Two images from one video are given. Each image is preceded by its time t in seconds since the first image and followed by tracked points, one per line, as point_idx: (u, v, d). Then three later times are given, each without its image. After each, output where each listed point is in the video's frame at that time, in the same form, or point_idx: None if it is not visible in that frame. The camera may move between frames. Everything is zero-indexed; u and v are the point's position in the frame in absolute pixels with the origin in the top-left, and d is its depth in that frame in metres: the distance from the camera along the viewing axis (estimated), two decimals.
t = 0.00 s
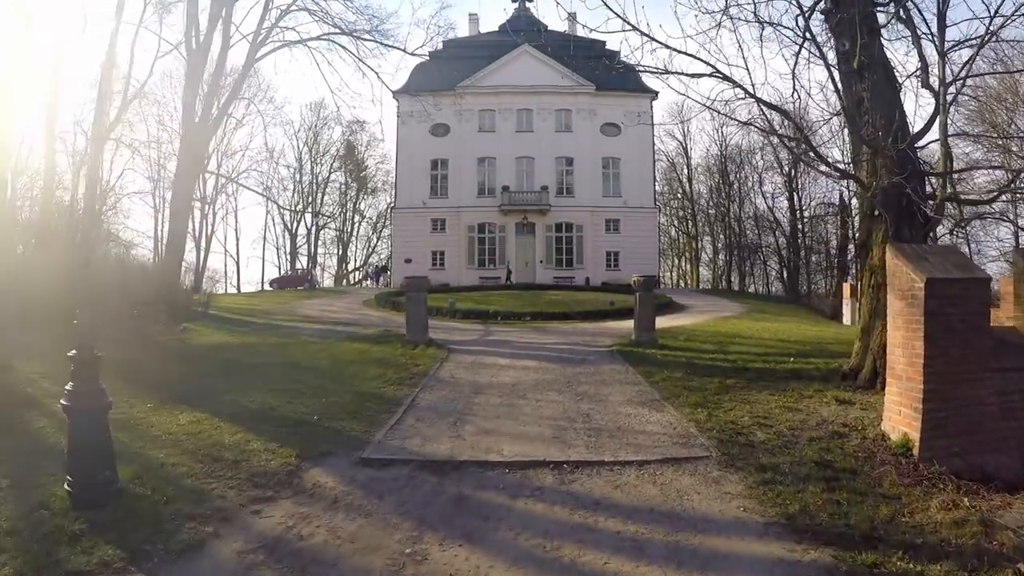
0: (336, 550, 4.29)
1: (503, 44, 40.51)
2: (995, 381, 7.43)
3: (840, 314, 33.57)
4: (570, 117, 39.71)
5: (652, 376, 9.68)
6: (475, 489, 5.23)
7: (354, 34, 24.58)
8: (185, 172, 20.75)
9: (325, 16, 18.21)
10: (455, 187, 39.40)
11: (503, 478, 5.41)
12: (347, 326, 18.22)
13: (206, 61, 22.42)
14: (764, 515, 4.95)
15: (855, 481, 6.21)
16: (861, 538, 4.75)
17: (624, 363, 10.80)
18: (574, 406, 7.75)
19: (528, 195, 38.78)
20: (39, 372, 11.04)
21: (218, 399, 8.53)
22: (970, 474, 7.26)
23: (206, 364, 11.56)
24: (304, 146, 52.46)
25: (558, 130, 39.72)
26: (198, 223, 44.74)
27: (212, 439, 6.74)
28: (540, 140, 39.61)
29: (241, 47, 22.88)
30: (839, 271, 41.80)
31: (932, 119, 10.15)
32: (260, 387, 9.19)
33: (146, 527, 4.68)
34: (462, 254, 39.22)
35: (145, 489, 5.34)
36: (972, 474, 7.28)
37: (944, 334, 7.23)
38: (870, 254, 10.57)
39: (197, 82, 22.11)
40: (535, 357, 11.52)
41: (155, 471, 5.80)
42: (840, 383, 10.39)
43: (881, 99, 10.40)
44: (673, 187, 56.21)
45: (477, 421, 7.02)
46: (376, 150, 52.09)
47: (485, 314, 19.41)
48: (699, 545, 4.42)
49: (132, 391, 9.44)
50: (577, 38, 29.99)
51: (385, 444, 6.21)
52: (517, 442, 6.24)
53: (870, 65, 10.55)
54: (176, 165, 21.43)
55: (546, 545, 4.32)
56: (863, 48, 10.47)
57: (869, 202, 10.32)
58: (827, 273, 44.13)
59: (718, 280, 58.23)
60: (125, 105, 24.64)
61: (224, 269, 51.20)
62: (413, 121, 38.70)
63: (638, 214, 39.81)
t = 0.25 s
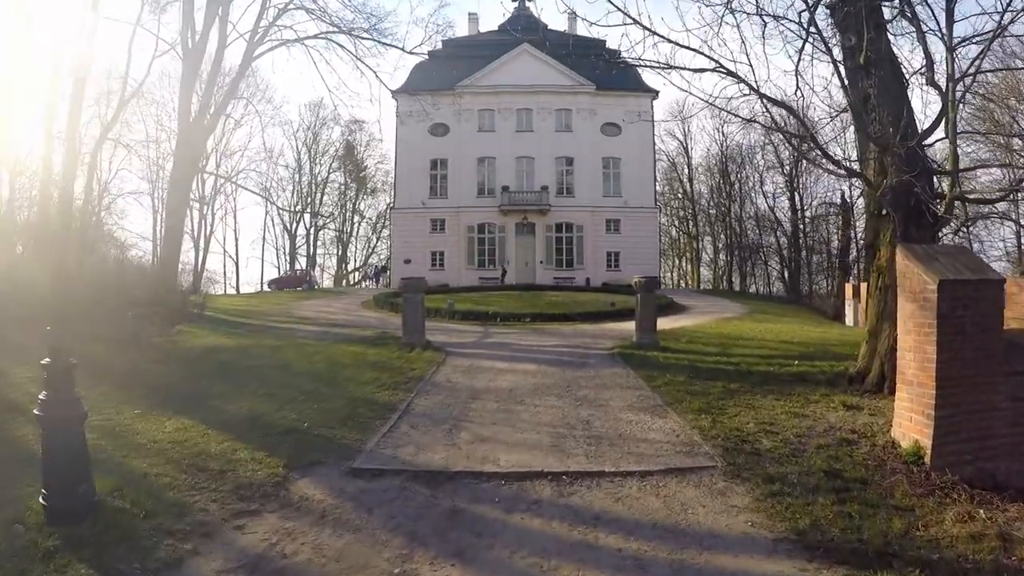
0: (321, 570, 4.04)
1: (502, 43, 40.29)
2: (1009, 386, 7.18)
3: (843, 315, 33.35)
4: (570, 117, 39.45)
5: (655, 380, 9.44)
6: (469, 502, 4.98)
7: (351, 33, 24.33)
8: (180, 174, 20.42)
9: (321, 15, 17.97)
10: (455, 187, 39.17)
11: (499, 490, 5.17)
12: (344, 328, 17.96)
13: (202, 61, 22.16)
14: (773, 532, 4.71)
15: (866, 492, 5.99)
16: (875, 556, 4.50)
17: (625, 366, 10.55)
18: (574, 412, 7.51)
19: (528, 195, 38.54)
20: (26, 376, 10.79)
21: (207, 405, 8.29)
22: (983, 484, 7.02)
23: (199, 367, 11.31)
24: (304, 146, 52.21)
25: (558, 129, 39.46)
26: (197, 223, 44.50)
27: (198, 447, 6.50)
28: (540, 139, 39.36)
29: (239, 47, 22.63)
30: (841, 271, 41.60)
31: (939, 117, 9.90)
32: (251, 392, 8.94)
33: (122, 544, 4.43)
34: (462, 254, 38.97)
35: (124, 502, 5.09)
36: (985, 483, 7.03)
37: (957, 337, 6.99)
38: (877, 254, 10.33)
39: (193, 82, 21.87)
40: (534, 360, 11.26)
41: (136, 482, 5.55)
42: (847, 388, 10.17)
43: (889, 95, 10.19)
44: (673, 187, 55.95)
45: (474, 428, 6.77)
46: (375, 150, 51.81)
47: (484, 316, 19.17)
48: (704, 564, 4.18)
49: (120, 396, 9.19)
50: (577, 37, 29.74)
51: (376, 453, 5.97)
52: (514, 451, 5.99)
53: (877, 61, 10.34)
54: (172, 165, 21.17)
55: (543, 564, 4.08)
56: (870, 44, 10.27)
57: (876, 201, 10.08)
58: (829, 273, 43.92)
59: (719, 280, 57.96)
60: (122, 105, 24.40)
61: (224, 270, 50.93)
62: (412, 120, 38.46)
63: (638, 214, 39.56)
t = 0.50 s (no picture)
0: None
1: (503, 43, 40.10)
2: None
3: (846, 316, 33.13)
4: (570, 116, 39.22)
5: (657, 382, 9.20)
6: (465, 514, 4.75)
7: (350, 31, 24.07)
8: (177, 174, 20.08)
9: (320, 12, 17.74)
10: (455, 187, 38.93)
11: (496, 501, 4.94)
12: (342, 329, 17.70)
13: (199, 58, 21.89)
14: (786, 547, 4.47)
15: (878, 501, 5.76)
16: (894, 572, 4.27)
17: (626, 369, 10.32)
18: (575, 416, 7.27)
19: (528, 195, 38.31)
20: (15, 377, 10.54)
21: (196, 410, 8.04)
22: (999, 491, 6.76)
23: (192, 370, 11.07)
24: (303, 146, 51.93)
25: (558, 129, 39.20)
26: (195, 223, 44.24)
27: (186, 454, 6.27)
28: (540, 139, 39.11)
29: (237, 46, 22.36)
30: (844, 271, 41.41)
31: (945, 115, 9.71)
32: (243, 395, 8.71)
33: (99, 560, 4.20)
34: (461, 254, 38.72)
35: (104, 513, 4.86)
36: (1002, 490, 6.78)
37: (971, 339, 6.75)
38: (885, 254, 10.11)
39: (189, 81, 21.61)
40: (534, 362, 11.02)
41: (118, 492, 5.30)
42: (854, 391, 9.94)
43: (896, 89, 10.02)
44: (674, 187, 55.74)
45: (471, 434, 6.54)
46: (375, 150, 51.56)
47: (484, 316, 18.94)
48: None
49: (108, 400, 8.94)
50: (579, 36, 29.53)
51: (369, 460, 5.73)
52: (512, 458, 5.76)
53: (885, 55, 10.14)
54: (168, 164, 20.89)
55: None
56: (876, 37, 10.08)
57: (885, 200, 9.85)
58: (831, 273, 43.70)
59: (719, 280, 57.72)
60: (119, 105, 24.14)
61: (222, 270, 50.67)
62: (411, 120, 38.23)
63: (639, 214, 39.33)
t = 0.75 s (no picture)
0: None
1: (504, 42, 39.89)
2: None
3: (849, 317, 32.90)
4: (572, 115, 38.98)
5: (661, 386, 8.97)
6: (463, 527, 4.52)
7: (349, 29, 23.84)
8: (173, 175, 19.72)
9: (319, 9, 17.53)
10: (455, 186, 38.68)
11: (495, 513, 4.71)
12: (340, 330, 17.47)
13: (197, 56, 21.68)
14: (801, 564, 4.24)
15: (892, 514, 5.53)
16: None
17: (629, 371, 10.09)
18: (578, 421, 7.05)
19: (529, 194, 38.06)
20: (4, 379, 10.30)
21: (187, 414, 7.81)
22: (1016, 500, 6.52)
23: (185, 372, 10.83)
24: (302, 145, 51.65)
25: (559, 128, 38.96)
26: (194, 223, 43.98)
27: (174, 461, 6.04)
28: (541, 138, 38.88)
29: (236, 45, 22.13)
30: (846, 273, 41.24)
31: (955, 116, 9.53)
32: (236, 399, 8.48)
33: None
34: (461, 254, 38.48)
35: (84, 525, 4.63)
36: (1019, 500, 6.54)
37: (988, 345, 6.52)
38: (895, 255, 9.88)
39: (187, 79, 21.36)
40: (535, 364, 10.78)
41: (99, 502, 5.08)
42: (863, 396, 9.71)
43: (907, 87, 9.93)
44: (674, 187, 55.52)
45: (469, 440, 6.31)
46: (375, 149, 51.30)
47: (484, 317, 18.70)
48: None
49: (97, 403, 8.70)
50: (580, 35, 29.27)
51: (364, 468, 5.50)
52: (512, 466, 5.53)
53: (895, 52, 10.02)
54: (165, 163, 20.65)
55: None
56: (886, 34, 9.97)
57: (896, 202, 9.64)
58: (832, 275, 43.46)
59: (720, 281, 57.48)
60: (117, 104, 23.90)
61: (222, 270, 50.40)
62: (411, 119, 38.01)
63: (640, 214, 39.09)
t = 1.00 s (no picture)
0: None
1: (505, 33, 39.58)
2: None
3: (851, 311, 32.71)
4: (573, 107, 38.67)
5: (666, 383, 8.76)
6: (462, 533, 4.32)
7: (349, 18, 23.51)
8: (169, 169, 19.32)
9: None
10: (455, 178, 38.40)
11: (496, 518, 4.50)
12: (338, 323, 17.23)
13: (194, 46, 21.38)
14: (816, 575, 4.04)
15: (907, 520, 5.34)
16: None
17: (632, 367, 9.88)
18: (581, 419, 6.84)
19: (530, 186, 37.79)
20: None
21: (178, 413, 7.59)
22: None
23: (179, 367, 10.63)
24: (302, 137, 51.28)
25: (561, 120, 38.66)
26: (193, 215, 43.70)
27: (163, 463, 5.84)
28: (542, 130, 38.57)
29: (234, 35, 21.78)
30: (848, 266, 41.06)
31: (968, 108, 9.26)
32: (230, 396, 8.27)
33: None
34: (461, 246, 38.23)
35: (66, 531, 4.42)
36: None
37: (1006, 344, 6.30)
38: (906, 250, 9.67)
39: (184, 69, 21.03)
40: (535, 359, 10.56)
41: (84, 506, 4.88)
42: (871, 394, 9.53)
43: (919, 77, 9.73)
44: (676, 180, 55.22)
45: (468, 439, 6.10)
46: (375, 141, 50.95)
47: (484, 310, 18.48)
48: None
49: (87, 400, 8.47)
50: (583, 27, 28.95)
51: (359, 470, 5.30)
52: (513, 468, 5.32)
53: (906, 42, 9.79)
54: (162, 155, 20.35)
55: None
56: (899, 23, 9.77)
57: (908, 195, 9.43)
58: (835, 269, 43.23)
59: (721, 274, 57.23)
60: (115, 95, 23.59)
61: (221, 262, 50.14)
62: (411, 110, 37.69)
63: (642, 207, 38.83)
